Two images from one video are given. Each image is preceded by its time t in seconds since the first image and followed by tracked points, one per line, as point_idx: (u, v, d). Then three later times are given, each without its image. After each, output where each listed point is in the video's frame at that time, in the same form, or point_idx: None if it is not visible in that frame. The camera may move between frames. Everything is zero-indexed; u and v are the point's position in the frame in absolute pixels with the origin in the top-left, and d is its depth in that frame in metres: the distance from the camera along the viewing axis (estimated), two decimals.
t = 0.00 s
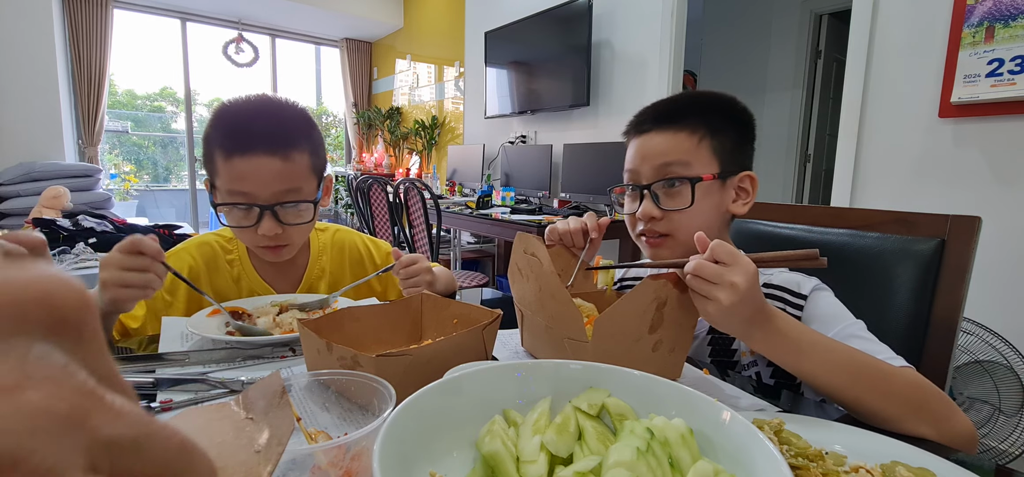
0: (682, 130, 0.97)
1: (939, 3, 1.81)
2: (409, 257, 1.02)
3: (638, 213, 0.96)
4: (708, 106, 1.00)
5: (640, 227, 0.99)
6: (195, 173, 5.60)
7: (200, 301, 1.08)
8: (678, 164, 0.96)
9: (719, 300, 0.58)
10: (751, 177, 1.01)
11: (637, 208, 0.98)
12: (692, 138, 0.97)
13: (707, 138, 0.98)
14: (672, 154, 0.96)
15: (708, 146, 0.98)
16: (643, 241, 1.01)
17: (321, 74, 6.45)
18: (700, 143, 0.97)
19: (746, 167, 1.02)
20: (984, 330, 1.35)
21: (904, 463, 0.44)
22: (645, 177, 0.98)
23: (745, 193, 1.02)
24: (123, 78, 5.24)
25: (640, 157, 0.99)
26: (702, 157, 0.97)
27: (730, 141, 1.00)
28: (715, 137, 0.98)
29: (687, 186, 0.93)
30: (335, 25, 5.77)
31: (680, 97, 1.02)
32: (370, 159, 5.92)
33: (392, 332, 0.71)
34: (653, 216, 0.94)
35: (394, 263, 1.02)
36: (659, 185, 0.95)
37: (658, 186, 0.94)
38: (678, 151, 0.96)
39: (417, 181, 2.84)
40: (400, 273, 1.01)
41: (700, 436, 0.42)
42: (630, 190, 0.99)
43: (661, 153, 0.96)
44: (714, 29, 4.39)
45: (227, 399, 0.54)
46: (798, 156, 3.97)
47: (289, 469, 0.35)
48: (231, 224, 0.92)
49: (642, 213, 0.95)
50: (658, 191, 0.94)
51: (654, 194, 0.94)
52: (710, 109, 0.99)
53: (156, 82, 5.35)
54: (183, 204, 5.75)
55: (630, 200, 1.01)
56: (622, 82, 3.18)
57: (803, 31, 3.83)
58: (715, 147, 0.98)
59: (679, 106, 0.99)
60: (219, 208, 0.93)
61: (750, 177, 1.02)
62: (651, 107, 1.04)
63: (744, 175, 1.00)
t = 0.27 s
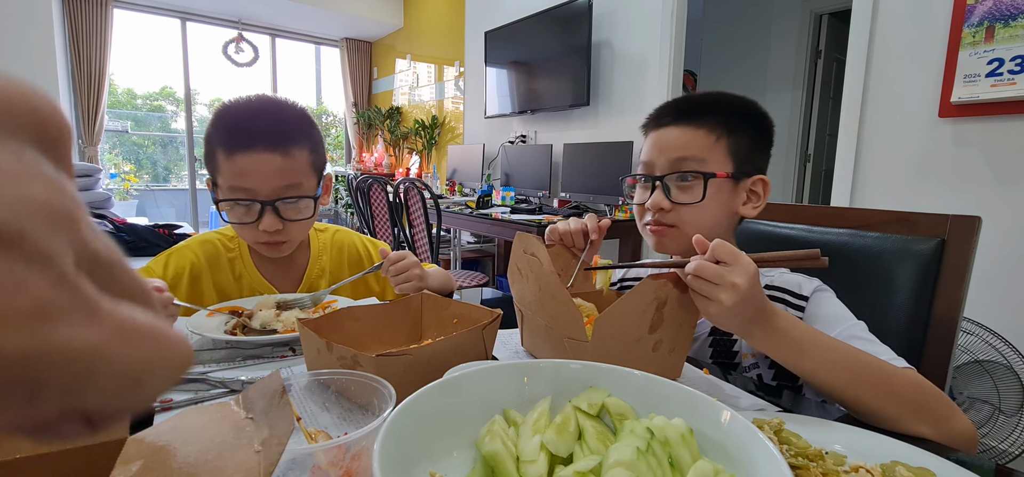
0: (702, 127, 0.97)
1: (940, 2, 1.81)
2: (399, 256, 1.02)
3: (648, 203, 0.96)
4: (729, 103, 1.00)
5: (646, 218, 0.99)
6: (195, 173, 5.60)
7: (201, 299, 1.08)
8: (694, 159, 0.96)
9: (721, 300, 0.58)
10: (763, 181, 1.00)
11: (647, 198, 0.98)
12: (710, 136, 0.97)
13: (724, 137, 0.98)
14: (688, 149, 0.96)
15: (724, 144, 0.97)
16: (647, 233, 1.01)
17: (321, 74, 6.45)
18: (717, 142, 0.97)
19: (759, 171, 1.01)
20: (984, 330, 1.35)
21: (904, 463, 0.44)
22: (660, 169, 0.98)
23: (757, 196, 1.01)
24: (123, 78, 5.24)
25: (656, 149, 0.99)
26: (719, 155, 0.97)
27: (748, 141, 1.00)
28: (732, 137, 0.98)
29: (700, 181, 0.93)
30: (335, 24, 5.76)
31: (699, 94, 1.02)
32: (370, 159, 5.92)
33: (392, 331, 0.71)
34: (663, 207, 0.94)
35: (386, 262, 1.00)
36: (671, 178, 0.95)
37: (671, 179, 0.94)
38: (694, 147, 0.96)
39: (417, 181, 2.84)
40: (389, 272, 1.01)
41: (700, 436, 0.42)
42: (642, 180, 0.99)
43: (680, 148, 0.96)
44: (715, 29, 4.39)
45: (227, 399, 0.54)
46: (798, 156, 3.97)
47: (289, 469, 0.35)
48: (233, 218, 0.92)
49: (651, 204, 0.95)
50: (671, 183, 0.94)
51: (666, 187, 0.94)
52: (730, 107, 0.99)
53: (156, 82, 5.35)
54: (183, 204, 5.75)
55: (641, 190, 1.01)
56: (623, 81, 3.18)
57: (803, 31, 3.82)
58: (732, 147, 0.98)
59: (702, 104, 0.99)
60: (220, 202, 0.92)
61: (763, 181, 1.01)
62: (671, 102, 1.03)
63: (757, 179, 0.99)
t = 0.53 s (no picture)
0: (714, 126, 0.97)
1: (940, 2, 1.81)
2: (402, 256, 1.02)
3: (654, 200, 0.96)
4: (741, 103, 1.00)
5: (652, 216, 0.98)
6: (195, 173, 5.60)
7: (202, 297, 1.07)
8: (703, 157, 0.95)
9: (721, 303, 0.58)
10: (769, 186, 1.01)
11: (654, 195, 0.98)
12: (722, 136, 0.97)
13: (735, 137, 0.97)
14: (702, 147, 0.96)
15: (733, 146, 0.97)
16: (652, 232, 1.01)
17: (321, 74, 6.45)
18: (729, 142, 0.97)
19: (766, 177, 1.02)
20: (984, 330, 1.35)
21: (903, 463, 0.44)
22: (668, 167, 0.98)
23: (762, 200, 1.01)
24: (123, 78, 5.24)
25: (667, 147, 0.98)
26: (729, 155, 0.96)
27: (758, 143, 1.00)
28: (743, 137, 0.98)
29: (709, 180, 0.93)
30: (335, 24, 5.76)
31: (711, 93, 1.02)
32: (370, 159, 5.92)
33: (393, 332, 0.71)
34: (669, 204, 0.94)
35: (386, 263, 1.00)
36: (680, 176, 0.95)
37: (680, 177, 0.94)
38: (705, 145, 0.96)
39: (417, 181, 2.84)
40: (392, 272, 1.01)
41: (700, 436, 0.42)
42: (650, 177, 0.99)
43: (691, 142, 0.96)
44: (714, 29, 4.39)
45: (227, 398, 0.54)
46: (798, 156, 3.98)
47: (289, 469, 0.35)
48: (235, 215, 0.92)
49: (658, 201, 0.95)
50: (679, 181, 0.95)
51: (675, 184, 0.95)
52: (741, 107, 0.99)
53: (156, 82, 5.35)
54: (183, 204, 5.74)
55: (649, 187, 1.01)
56: (623, 81, 3.18)
57: (803, 31, 3.83)
58: (743, 147, 0.98)
59: (714, 104, 0.99)
60: (222, 198, 0.92)
61: (769, 186, 1.02)
62: (683, 100, 1.03)
63: (764, 183, 1.00)
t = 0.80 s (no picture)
0: (714, 124, 0.97)
1: (940, 2, 1.81)
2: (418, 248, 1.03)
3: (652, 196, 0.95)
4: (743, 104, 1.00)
5: (649, 212, 0.98)
6: (195, 173, 5.60)
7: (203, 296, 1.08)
8: (703, 155, 0.96)
9: (719, 305, 0.58)
10: (767, 185, 1.01)
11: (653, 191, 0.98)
12: (721, 134, 0.97)
13: (735, 135, 0.98)
14: (702, 145, 0.96)
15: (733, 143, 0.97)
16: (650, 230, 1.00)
17: (321, 74, 6.45)
18: (728, 140, 0.97)
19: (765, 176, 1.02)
20: (984, 330, 1.35)
21: (903, 463, 0.44)
22: (668, 163, 0.98)
23: (760, 200, 1.01)
24: (123, 78, 5.24)
25: (667, 145, 0.99)
26: (729, 154, 0.97)
27: (759, 143, 1.01)
28: (743, 137, 0.98)
29: (709, 176, 0.93)
30: (335, 24, 5.76)
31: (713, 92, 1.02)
32: (370, 159, 5.92)
33: (392, 332, 0.71)
34: (668, 200, 0.93)
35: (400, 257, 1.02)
36: (678, 172, 0.95)
37: (677, 173, 0.94)
38: (706, 144, 0.96)
39: (417, 181, 2.84)
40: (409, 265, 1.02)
41: (700, 436, 0.42)
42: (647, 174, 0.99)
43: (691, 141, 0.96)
44: (715, 29, 4.39)
45: (227, 398, 0.54)
46: (798, 156, 3.97)
47: (289, 469, 0.35)
48: (235, 212, 0.92)
49: (655, 196, 0.95)
50: (678, 177, 0.94)
51: (672, 180, 0.95)
52: (742, 107, 1.00)
53: (156, 82, 5.35)
54: (183, 204, 5.74)
55: (647, 184, 1.01)
56: (622, 81, 3.18)
57: (803, 31, 3.82)
58: (743, 146, 0.98)
59: (716, 102, 0.99)
60: (222, 194, 0.92)
61: (767, 186, 1.02)
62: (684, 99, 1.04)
63: (762, 182, 1.00)
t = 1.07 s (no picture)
0: (710, 126, 0.97)
1: (940, 2, 1.81)
2: (422, 255, 1.04)
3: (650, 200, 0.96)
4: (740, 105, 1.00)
5: (649, 216, 0.98)
6: (195, 173, 5.60)
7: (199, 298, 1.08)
8: (700, 158, 0.95)
9: (717, 304, 0.58)
10: (766, 186, 1.00)
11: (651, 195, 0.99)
12: (719, 136, 0.97)
13: (732, 138, 0.97)
14: (698, 148, 0.96)
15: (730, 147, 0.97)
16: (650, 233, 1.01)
17: (321, 74, 6.44)
18: (724, 144, 0.97)
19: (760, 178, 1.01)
20: (984, 330, 1.35)
21: (903, 463, 0.44)
22: (664, 167, 0.98)
23: (757, 201, 1.01)
24: (123, 78, 5.24)
25: (664, 147, 0.99)
26: (727, 156, 0.97)
27: (757, 144, 1.00)
28: (741, 139, 0.98)
29: (704, 182, 0.93)
30: (335, 24, 5.77)
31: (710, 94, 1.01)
32: (370, 159, 5.92)
33: (392, 332, 0.71)
34: (665, 204, 0.94)
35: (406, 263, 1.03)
36: (676, 175, 0.95)
37: (675, 176, 0.94)
38: (702, 147, 0.96)
39: (417, 181, 2.84)
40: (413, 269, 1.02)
41: (700, 436, 0.42)
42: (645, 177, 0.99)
43: (686, 143, 0.96)
44: (715, 29, 4.39)
45: (227, 398, 0.54)
46: (798, 156, 3.97)
47: (289, 469, 0.35)
48: (235, 215, 0.92)
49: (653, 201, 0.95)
50: (675, 181, 0.95)
51: (670, 184, 0.95)
52: (740, 108, 0.99)
53: (156, 82, 5.35)
54: (183, 204, 5.74)
55: (645, 187, 1.01)
56: (622, 81, 3.18)
57: (803, 31, 3.82)
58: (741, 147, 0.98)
59: (713, 103, 0.99)
60: (221, 198, 0.92)
61: (764, 186, 1.01)
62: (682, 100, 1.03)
63: (760, 184, 0.99)
